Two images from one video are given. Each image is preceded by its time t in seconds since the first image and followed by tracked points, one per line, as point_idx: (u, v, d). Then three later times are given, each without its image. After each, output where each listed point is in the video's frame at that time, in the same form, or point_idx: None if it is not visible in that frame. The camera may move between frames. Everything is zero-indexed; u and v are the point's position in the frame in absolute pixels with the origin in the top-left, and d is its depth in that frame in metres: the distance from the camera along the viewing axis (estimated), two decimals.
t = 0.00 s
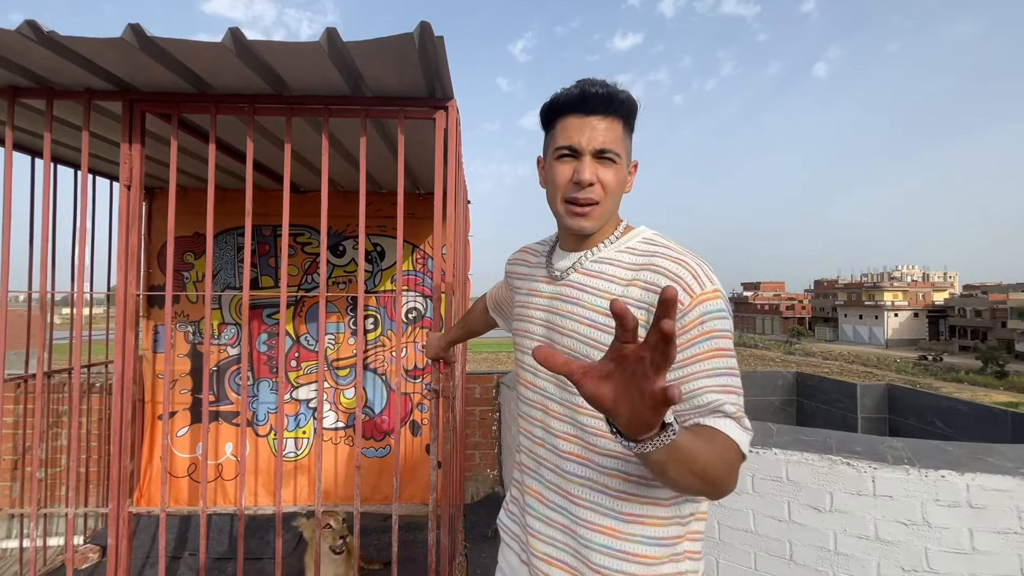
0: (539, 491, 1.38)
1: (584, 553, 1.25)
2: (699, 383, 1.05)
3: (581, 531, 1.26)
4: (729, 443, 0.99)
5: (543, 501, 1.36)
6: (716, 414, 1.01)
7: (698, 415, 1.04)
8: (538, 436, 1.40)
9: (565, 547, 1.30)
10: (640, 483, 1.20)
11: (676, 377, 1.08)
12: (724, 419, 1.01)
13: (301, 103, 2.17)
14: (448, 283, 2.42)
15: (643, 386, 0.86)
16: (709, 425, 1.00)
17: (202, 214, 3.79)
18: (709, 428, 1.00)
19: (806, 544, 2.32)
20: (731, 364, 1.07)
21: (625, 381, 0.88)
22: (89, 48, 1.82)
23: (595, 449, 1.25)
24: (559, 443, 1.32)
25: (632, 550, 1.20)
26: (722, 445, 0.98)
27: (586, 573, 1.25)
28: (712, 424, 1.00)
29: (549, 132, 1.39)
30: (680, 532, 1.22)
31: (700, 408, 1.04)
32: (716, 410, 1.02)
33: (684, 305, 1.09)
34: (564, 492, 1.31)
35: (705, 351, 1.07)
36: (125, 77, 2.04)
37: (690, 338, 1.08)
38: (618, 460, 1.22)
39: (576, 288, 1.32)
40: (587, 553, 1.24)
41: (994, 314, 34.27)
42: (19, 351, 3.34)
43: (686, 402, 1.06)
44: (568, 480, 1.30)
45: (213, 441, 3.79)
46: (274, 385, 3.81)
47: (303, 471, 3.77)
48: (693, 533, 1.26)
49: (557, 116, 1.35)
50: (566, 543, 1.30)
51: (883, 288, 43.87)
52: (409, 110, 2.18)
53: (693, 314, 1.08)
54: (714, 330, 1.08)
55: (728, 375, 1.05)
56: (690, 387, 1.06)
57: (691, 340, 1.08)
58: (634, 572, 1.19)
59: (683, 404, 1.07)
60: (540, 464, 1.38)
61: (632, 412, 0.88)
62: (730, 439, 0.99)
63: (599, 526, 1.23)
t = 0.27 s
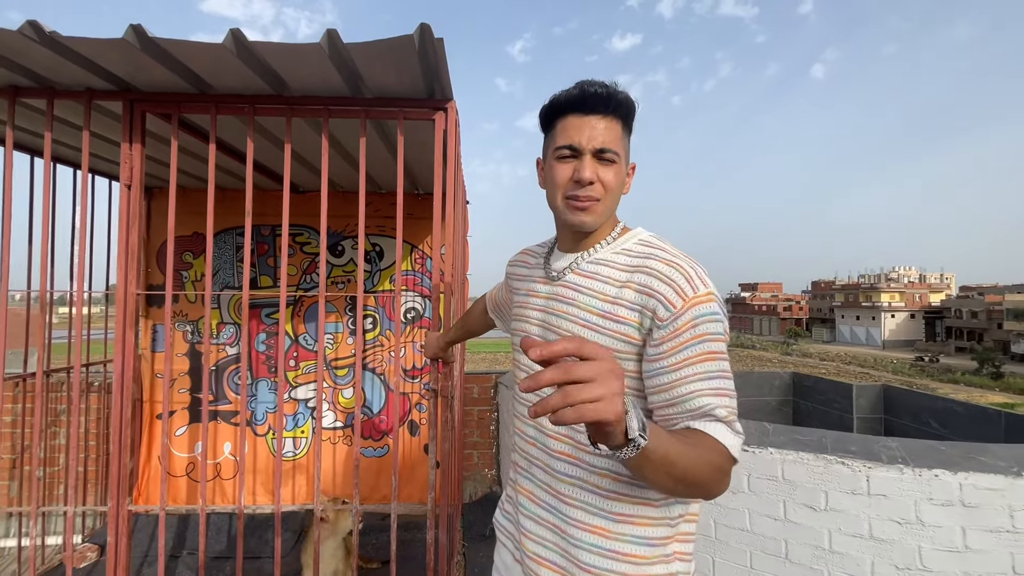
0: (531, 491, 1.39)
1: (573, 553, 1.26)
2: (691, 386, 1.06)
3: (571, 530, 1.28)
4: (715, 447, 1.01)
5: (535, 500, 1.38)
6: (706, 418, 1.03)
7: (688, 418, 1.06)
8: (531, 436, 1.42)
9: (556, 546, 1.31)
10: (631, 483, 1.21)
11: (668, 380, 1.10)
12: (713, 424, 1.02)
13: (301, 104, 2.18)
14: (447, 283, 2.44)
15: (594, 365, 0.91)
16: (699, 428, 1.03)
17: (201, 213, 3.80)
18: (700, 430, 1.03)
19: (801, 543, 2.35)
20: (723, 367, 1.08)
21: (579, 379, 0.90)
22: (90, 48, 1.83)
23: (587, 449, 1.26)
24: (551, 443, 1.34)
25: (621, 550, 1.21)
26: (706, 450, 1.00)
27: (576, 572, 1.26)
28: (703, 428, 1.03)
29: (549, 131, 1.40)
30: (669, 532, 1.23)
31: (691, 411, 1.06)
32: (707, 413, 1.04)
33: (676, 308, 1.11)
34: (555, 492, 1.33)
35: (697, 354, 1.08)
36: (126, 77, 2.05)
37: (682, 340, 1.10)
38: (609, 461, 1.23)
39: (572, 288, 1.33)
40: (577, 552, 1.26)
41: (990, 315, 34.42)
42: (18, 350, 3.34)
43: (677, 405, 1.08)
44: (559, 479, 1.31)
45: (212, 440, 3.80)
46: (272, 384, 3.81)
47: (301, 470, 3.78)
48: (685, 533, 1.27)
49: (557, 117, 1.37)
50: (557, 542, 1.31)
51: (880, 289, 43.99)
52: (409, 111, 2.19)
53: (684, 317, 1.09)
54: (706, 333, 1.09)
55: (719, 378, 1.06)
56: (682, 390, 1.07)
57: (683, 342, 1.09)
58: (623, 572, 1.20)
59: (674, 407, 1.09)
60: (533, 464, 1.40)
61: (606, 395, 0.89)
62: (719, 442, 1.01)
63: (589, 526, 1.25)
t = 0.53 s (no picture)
0: (526, 488, 1.40)
1: (567, 549, 1.27)
2: (686, 382, 1.08)
3: (565, 526, 1.29)
4: (708, 443, 1.02)
5: (530, 497, 1.39)
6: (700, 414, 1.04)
7: (684, 414, 1.07)
8: (526, 434, 1.43)
9: (550, 543, 1.32)
10: (625, 480, 1.23)
11: (664, 377, 1.11)
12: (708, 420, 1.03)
13: (300, 103, 2.19)
14: (444, 283, 2.45)
15: (568, 360, 0.93)
16: (693, 426, 1.04)
17: (198, 212, 3.80)
18: (694, 427, 1.03)
19: (796, 541, 2.37)
20: (718, 364, 1.09)
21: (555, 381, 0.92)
22: (89, 47, 1.84)
23: (581, 446, 1.28)
24: (546, 440, 1.35)
25: (615, 546, 1.22)
26: (699, 445, 1.01)
27: (569, 568, 1.27)
28: (698, 424, 1.03)
29: (544, 132, 1.42)
30: (662, 529, 1.25)
31: (685, 407, 1.07)
32: (702, 409, 1.05)
33: (671, 306, 1.12)
34: (549, 489, 1.34)
35: (692, 351, 1.09)
36: (125, 77, 2.05)
37: (677, 338, 1.11)
38: (603, 459, 1.24)
39: (568, 287, 1.34)
40: (571, 548, 1.27)
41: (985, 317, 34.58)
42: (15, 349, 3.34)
43: (672, 401, 1.09)
44: (554, 476, 1.33)
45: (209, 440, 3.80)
46: (270, 384, 3.82)
47: (298, 470, 3.78)
48: (678, 530, 1.29)
49: (551, 117, 1.39)
50: (551, 539, 1.32)
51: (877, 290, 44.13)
52: (407, 111, 2.20)
53: (679, 315, 1.11)
54: (701, 330, 1.10)
55: (714, 375, 1.07)
56: (677, 386, 1.08)
57: (678, 339, 1.11)
58: (617, 568, 1.22)
59: (670, 403, 1.10)
60: (528, 461, 1.41)
61: (586, 387, 0.91)
62: (712, 438, 1.02)
63: (583, 522, 1.26)
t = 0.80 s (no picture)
0: (523, 485, 1.41)
1: (562, 545, 1.28)
2: (685, 386, 1.08)
3: (561, 523, 1.30)
4: (700, 447, 1.03)
5: (526, 493, 1.40)
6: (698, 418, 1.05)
7: (680, 418, 1.08)
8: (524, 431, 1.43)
9: (545, 539, 1.33)
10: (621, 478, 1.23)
11: (663, 380, 1.12)
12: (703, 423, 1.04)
13: (299, 102, 2.19)
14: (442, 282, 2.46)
15: (538, 380, 0.99)
16: (688, 429, 1.05)
17: (196, 211, 3.80)
18: (687, 431, 1.05)
19: (791, 540, 2.38)
20: (718, 369, 1.10)
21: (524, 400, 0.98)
22: (89, 46, 1.84)
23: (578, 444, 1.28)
24: (543, 438, 1.36)
25: (610, 542, 1.23)
26: (691, 449, 1.02)
27: (564, 564, 1.28)
28: (691, 429, 1.05)
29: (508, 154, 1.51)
30: (657, 525, 1.25)
31: (683, 411, 1.08)
32: (698, 413, 1.06)
33: (672, 310, 1.13)
34: (546, 485, 1.34)
35: (692, 356, 1.10)
36: (124, 75, 2.06)
37: (677, 342, 1.11)
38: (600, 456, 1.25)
39: (570, 287, 1.35)
40: (566, 544, 1.28)
41: (981, 318, 34.71)
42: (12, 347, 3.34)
43: (670, 404, 1.10)
44: (550, 473, 1.33)
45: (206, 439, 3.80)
46: (268, 383, 3.82)
47: (295, 469, 3.79)
48: (673, 527, 1.30)
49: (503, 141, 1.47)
50: (546, 535, 1.33)
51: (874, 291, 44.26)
52: (407, 110, 2.21)
53: (681, 319, 1.11)
54: (702, 335, 1.11)
55: (714, 380, 1.08)
56: (677, 390, 1.09)
57: (679, 343, 1.11)
58: (612, 563, 1.23)
59: (667, 406, 1.11)
60: (525, 458, 1.42)
61: (555, 405, 0.97)
62: (705, 443, 1.03)
63: (579, 519, 1.27)
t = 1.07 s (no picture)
0: (519, 483, 1.42)
1: (558, 544, 1.29)
2: (677, 386, 1.09)
3: (557, 521, 1.30)
4: (690, 448, 1.05)
5: (523, 492, 1.41)
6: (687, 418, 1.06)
7: (672, 418, 1.10)
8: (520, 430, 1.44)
9: (541, 537, 1.34)
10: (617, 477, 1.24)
11: (655, 380, 1.13)
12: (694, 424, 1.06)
13: (299, 102, 2.20)
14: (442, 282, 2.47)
15: (510, 412, 1.03)
16: (677, 430, 1.07)
17: (196, 210, 3.80)
18: (678, 433, 1.06)
19: (789, 539, 2.39)
20: (709, 366, 1.10)
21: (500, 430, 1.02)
22: (90, 45, 1.85)
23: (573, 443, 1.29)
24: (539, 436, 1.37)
25: (605, 541, 1.24)
26: (678, 452, 1.04)
27: (560, 562, 1.29)
28: (682, 430, 1.06)
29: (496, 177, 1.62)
30: (653, 524, 1.26)
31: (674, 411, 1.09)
32: (689, 414, 1.07)
33: (659, 309, 1.13)
34: (541, 484, 1.35)
35: (682, 354, 1.10)
36: (125, 75, 2.06)
37: (665, 341, 1.12)
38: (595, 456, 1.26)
39: (562, 288, 1.36)
40: (562, 543, 1.28)
41: (980, 319, 34.77)
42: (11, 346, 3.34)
43: (663, 405, 1.12)
44: (546, 472, 1.34)
45: (205, 438, 3.80)
46: (268, 382, 3.83)
47: (295, 468, 3.79)
48: (669, 526, 1.30)
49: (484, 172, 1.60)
50: (542, 533, 1.34)
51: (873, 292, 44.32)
52: (407, 110, 2.22)
53: (668, 318, 1.12)
54: (691, 333, 1.11)
55: (704, 377, 1.09)
56: (668, 390, 1.10)
57: (668, 342, 1.12)
58: (607, 562, 1.23)
59: (660, 406, 1.13)
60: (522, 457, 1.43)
61: (527, 435, 1.01)
62: (698, 444, 1.05)
63: (574, 518, 1.27)
